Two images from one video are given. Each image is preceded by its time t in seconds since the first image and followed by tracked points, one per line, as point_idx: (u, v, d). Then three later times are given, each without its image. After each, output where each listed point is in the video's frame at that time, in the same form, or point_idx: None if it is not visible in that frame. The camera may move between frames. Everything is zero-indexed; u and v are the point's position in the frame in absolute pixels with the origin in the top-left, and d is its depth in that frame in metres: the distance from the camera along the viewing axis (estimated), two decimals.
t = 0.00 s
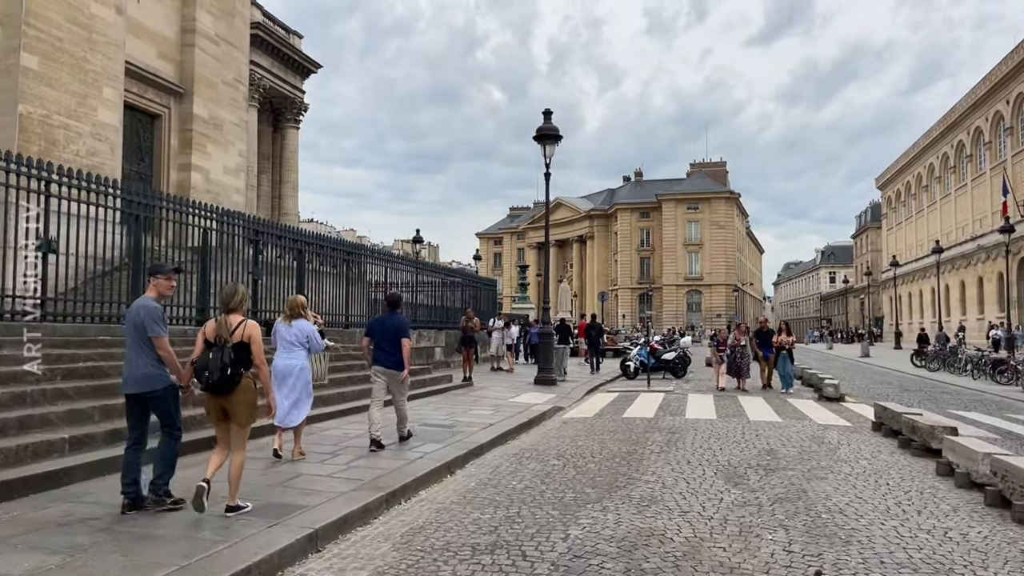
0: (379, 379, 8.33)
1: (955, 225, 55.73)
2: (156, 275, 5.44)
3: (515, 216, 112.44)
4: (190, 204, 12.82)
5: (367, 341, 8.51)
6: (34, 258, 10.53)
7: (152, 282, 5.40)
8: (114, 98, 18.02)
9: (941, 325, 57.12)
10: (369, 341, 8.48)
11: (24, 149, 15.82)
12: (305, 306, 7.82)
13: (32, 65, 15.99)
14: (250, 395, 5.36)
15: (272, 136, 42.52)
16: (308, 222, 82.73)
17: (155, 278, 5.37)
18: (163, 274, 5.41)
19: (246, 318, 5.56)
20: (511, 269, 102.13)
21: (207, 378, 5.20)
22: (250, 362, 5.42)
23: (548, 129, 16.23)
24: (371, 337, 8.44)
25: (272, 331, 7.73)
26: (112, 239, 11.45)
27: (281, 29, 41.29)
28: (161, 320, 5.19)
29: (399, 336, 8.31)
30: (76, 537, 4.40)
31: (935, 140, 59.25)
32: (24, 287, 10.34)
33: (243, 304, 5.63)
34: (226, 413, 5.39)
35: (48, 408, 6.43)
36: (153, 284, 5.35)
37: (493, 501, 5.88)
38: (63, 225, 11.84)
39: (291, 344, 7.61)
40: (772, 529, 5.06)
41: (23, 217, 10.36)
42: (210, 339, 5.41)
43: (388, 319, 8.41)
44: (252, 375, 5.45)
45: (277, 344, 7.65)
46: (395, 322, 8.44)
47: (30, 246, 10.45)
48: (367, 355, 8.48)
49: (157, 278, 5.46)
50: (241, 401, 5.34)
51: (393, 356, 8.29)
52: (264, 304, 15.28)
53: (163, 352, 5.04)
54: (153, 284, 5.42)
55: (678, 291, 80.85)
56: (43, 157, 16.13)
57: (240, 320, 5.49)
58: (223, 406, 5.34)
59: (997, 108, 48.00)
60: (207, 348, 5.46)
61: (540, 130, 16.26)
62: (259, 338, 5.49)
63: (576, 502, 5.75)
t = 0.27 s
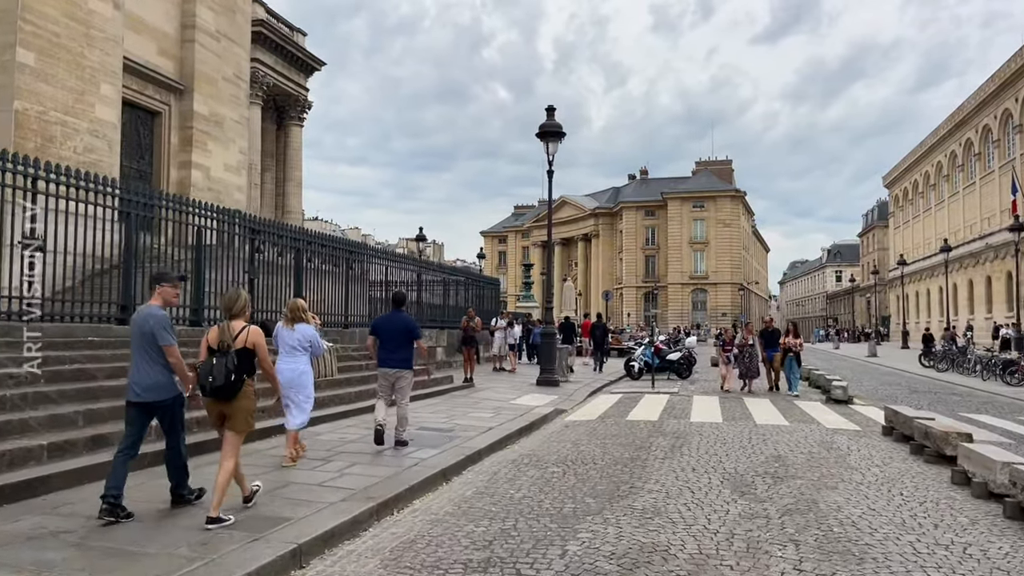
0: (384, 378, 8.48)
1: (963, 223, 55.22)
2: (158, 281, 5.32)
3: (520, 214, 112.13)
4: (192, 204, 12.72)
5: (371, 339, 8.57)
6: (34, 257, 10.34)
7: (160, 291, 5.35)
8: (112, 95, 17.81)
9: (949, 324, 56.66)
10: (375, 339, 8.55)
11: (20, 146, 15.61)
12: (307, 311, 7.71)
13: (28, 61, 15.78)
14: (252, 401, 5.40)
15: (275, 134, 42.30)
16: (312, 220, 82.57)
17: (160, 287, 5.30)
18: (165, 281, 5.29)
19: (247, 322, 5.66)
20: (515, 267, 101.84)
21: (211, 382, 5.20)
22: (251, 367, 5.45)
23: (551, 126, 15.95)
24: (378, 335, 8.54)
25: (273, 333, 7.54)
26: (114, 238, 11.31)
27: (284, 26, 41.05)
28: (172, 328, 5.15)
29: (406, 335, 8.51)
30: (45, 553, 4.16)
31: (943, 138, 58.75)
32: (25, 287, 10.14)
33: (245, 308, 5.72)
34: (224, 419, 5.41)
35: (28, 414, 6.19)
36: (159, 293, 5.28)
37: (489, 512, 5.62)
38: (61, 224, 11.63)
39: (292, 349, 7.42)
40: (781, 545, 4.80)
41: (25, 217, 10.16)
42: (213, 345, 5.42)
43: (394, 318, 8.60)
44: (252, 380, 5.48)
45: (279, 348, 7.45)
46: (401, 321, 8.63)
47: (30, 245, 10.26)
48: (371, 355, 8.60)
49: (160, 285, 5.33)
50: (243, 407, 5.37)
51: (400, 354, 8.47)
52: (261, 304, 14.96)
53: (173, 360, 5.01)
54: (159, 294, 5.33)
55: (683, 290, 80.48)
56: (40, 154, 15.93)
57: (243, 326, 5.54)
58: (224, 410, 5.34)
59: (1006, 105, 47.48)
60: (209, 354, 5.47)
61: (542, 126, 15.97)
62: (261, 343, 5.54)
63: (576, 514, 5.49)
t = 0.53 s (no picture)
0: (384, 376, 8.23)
1: (968, 223, 54.91)
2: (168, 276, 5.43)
3: (523, 213, 111.84)
4: (190, 203, 12.64)
5: (372, 339, 8.26)
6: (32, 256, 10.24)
7: (174, 282, 5.46)
8: (108, 91, 17.62)
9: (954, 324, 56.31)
10: (376, 339, 8.25)
11: (14, 143, 15.43)
12: (306, 306, 7.67)
13: (23, 57, 15.60)
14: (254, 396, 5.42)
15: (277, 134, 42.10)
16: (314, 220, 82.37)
17: (172, 280, 5.42)
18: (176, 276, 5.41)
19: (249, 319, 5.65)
20: (518, 268, 101.59)
21: (210, 377, 5.24)
22: (253, 361, 5.47)
23: (552, 122, 15.72)
24: (379, 335, 8.24)
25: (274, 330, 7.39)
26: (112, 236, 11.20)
27: (286, 25, 40.86)
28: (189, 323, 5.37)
29: (409, 333, 8.25)
30: (12, 562, 3.95)
31: (948, 137, 58.39)
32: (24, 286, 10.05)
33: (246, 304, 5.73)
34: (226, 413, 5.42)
35: (7, 414, 5.99)
36: (172, 285, 5.40)
37: (483, 517, 5.39)
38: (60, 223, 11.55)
39: (292, 344, 7.37)
40: (790, 553, 4.55)
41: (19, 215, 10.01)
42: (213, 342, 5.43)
43: (395, 317, 8.31)
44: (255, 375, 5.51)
45: (279, 343, 7.38)
46: (402, 320, 8.36)
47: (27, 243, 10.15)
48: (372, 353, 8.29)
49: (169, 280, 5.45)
50: (245, 402, 5.38)
51: (403, 352, 8.19)
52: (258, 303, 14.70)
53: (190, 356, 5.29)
54: (172, 284, 5.45)
55: (686, 290, 80.20)
56: (34, 151, 15.74)
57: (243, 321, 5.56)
58: (227, 405, 5.39)
59: (1011, 104, 47.13)
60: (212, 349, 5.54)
61: (543, 123, 15.75)
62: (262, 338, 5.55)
63: (575, 520, 5.25)
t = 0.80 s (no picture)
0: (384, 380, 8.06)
1: (971, 223, 54.64)
2: (164, 280, 5.30)
3: (524, 214, 111.25)
4: (185, 202, 12.33)
5: (370, 343, 8.10)
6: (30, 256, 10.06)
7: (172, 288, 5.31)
8: (100, 89, 17.37)
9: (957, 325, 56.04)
10: (373, 342, 8.08)
11: (5, 142, 15.19)
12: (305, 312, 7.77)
13: (13, 54, 15.35)
14: (254, 399, 5.32)
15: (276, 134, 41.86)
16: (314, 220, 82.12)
17: (170, 284, 5.29)
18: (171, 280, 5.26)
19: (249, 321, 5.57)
20: (519, 268, 101.34)
21: (206, 379, 5.17)
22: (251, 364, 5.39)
23: (551, 120, 15.46)
24: (376, 338, 8.06)
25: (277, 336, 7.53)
26: (104, 236, 10.89)
27: (285, 24, 40.63)
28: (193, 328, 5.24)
29: (406, 335, 8.05)
30: None
31: (950, 136, 58.10)
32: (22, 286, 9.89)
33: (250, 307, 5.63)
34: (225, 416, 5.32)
35: None
36: (169, 290, 5.24)
37: (475, 529, 5.14)
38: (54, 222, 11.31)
39: (293, 349, 7.43)
40: (797, 570, 4.29)
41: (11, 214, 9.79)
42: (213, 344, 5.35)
43: (392, 318, 8.13)
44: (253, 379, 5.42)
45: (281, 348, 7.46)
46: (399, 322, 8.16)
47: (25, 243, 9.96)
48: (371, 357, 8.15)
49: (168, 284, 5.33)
50: (244, 405, 5.28)
51: (399, 355, 8.01)
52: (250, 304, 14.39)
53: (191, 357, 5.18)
54: (170, 289, 5.30)
55: (687, 290, 79.96)
56: (25, 150, 15.50)
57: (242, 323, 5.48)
58: (225, 409, 5.30)
59: (1014, 102, 46.82)
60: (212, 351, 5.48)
61: (543, 120, 15.49)
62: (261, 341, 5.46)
63: (569, 533, 4.98)
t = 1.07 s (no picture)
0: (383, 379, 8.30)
1: (974, 222, 54.35)
2: (158, 277, 5.21)
3: (525, 213, 111.04)
4: (176, 198, 12.11)
5: (370, 340, 8.44)
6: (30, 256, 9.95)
7: (165, 285, 5.23)
8: (93, 87, 17.16)
9: (959, 324, 55.76)
10: (373, 340, 8.41)
11: None
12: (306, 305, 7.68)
13: (4, 51, 15.15)
14: (261, 399, 5.28)
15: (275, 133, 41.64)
16: (315, 220, 81.95)
17: (163, 280, 5.19)
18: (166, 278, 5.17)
19: (258, 321, 5.52)
20: (520, 267, 101.10)
21: (217, 381, 5.16)
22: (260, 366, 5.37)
23: (550, 116, 15.23)
24: (376, 337, 8.39)
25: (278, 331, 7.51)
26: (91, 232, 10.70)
27: (284, 23, 40.41)
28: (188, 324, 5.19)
29: (403, 336, 8.25)
30: None
31: (953, 135, 57.81)
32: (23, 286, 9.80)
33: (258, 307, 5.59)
34: (233, 417, 5.29)
35: None
36: (161, 288, 5.15)
37: (465, 538, 4.90)
38: (50, 221, 11.15)
39: (292, 346, 7.47)
40: None
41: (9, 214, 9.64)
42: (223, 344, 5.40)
43: (391, 318, 8.35)
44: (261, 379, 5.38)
45: (280, 346, 7.48)
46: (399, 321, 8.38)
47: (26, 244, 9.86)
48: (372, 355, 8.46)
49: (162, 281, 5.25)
50: (252, 405, 5.25)
51: (397, 356, 8.28)
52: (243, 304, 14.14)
53: (186, 356, 5.05)
54: (163, 285, 5.22)
55: (689, 290, 79.75)
56: (16, 148, 15.30)
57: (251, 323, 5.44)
58: (234, 410, 5.28)
59: (1017, 100, 46.52)
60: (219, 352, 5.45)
61: (541, 117, 15.25)
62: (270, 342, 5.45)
63: (562, 541, 4.76)
